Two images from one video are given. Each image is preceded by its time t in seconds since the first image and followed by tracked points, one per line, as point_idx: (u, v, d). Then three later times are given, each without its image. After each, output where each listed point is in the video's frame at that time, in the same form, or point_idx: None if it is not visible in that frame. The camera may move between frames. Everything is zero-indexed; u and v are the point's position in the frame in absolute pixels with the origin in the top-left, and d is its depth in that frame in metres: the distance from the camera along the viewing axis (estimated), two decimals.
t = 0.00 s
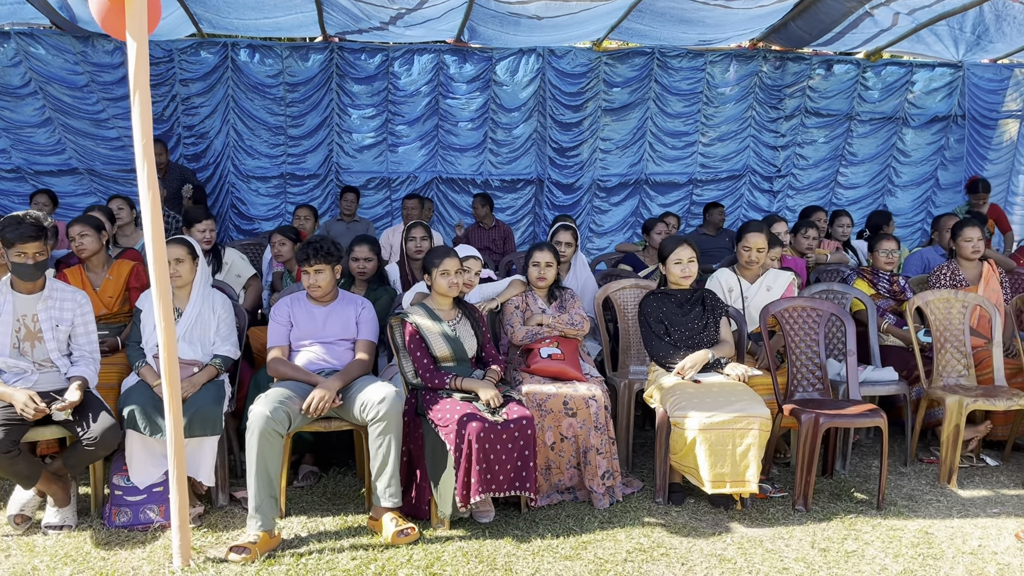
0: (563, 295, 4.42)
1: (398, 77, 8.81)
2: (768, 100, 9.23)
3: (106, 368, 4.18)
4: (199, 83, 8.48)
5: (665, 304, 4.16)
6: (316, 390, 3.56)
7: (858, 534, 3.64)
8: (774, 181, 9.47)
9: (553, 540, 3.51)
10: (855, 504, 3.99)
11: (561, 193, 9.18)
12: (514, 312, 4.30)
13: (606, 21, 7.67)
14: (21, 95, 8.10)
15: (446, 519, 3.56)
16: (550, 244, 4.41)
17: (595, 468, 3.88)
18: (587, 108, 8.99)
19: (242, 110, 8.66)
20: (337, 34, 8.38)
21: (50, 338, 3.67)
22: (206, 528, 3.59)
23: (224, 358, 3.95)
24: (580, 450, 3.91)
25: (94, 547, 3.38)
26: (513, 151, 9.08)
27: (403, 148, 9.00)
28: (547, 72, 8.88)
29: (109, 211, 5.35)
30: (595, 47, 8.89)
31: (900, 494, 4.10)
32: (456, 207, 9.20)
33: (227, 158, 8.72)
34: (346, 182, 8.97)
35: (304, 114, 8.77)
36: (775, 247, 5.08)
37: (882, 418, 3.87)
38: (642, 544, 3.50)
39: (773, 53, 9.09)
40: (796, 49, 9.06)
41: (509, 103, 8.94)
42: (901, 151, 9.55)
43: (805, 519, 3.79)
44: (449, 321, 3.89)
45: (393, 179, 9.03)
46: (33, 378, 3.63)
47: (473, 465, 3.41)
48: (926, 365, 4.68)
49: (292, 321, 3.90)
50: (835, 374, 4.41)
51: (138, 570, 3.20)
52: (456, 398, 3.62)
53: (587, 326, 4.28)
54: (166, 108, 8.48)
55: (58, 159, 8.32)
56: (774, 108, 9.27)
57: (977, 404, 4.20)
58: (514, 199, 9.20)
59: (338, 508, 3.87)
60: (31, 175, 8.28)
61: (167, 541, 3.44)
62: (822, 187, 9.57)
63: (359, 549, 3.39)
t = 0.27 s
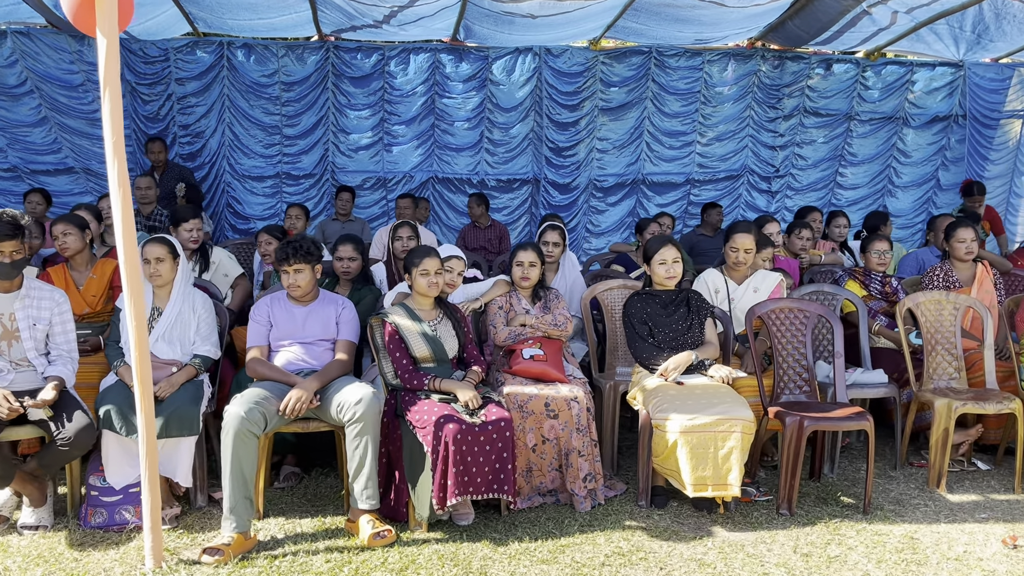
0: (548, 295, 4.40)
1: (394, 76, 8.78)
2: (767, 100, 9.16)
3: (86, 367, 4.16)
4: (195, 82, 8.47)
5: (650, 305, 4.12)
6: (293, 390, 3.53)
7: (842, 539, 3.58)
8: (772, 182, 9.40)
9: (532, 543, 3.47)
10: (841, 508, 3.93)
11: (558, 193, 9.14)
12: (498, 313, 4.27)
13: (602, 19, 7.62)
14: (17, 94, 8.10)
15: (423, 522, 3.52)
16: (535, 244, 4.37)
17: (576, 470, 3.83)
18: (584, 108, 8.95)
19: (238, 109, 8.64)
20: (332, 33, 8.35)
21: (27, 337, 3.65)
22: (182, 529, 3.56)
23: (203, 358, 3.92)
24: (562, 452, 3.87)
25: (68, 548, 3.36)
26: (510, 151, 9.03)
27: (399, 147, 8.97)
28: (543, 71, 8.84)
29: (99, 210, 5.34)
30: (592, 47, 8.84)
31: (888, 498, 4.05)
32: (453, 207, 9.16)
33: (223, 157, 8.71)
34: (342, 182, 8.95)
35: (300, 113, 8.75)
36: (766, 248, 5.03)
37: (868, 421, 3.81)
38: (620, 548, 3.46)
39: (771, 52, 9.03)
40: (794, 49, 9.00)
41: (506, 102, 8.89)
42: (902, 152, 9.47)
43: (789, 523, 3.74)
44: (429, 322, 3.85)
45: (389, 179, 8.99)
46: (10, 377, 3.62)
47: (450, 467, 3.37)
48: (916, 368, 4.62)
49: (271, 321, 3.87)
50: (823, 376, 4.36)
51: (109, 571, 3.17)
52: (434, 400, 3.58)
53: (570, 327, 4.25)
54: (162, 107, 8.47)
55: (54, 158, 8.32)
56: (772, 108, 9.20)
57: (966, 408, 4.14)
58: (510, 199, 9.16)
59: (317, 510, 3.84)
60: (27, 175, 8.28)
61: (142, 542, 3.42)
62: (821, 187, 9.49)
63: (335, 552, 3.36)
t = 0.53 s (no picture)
0: (533, 298, 4.36)
1: (391, 77, 8.76)
2: (766, 101, 9.10)
3: (68, 369, 4.15)
4: (191, 83, 8.47)
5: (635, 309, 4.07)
6: (272, 394, 3.51)
7: (826, 547, 3.53)
8: (771, 183, 9.33)
9: (511, 549, 3.43)
10: (827, 514, 3.88)
11: (555, 194, 9.09)
12: (482, 316, 4.23)
13: (598, 19, 7.58)
14: (14, 95, 8.12)
15: (402, 527, 3.49)
16: (521, 246, 4.34)
17: (559, 475, 3.79)
18: (581, 108, 8.90)
19: (234, 110, 8.63)
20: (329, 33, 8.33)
21: (6, 340, 3.65)
22: (159, 533, 3.54)
23: (184, 360, 3.91)
24: (544, 456, 3.83)
25: (44, 552, 3.34)
26: (507, 152, 8.99)
27: (396, 148, 8.94)
28: (541, 71, 8.80)
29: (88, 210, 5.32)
30: (590, 47, 8.80)
31: (876, 505, 3.99)
32: (450, 208, 9.12)
33: (220, 158, 8.70)
34: (339, 182, 8.92)
35: (297, 114, 8.73)
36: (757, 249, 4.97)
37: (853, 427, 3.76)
38: (600, 555, 3.41)
39: (771, 53, 8.97)
40: (794, 49, 8.93)
41: (503, 103, 8.85)
42: (903, 153, 9.39)
43: (773, 530, 3.69)
44: (411, 325, 3.81)
45: (386, 180, 8.96)
46: None
47: (427, 472, 3.33)
48: (908, 373, 4.56)
49: (251, 324, 3.85)
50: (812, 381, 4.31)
51: None
52: (413, 404, 3.55)
53: (555, 330, 4.21)
54: (159, 108, 8.45)
55: (51, 159, 8.33)
56: (772, 109, 9.13)
57: (956, 413, 4.08)
58: (508, 200, 9.11)
59: (298, 514, 3.81)
60: (25, 175, 8.30)
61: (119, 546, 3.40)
62: (822, 189, 9.42)
63: (312, 557, 3.34)
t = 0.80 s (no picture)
0: (519, 300, 4.34)
1: (389, 78, 8.75)
2: (765, 102, 9.06)
3: (53, 370, 4.16)
4: (190, 84, 8.48)
5: (621, 310, 4.06)
6: (252, 396, 3.50)
7: (809, 551, 3.50)
8: (770, 184, 9.28)
9: (491, 553, 3.41)
10: (813, 519, 3.84)
11: (553, 195, 9.06)
12: (468, 317, 4.22)
13: (594, 20, 7.57)
14: (14, 96, 8.17)
15: (382, 530, 3.48)
16: (507, 248, 4.32)
17: (542, 479, 3.77)
18: (579, 109, 8.88)
19: (232, 111, 8.64)
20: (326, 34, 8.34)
21: None
22: (140, 535, 3.54)
23: (168, 362, 3.91)
24: (527, 459, 3.81)
25: (24, 554, 3.35)
26: (505, 153, 8.98)
27: (394, 150, 8.93)
28: (538, 72, 8.79)
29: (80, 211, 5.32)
30: (587, 48, 8.78)
31: (863, 509, 3.96)
32: (447, 209, 9.11)
33: (218, 159, 8.71)
34: (337, 184, 8.92)
35: (295, 116, 8.74)
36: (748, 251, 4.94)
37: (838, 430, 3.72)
38: (580, 559, 3.39)
39: (769, 53, 8.93)
40: (792, 49, 8.89)
41: (501, 104, 8.84)
42: (904, 154, 9.32)
43: (757, 534, 3.66)
44: (393, 327, 3.80)
45: (384, 181, 8.95)
46: None
47: (406, 474, 3.33)
48: (898, 376, 4.52)
49: (235, 326, 3.85)
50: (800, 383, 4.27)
51: None
52: (394, 406, 3.54)
53: (541, 332, 4.19)
54: (157, 109, 8.48)
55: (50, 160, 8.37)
56: (771, 110, 9.09)
57: (945, 417, 4.04)
58: (505, 201, 9.09)
59: (280, 516, 3.80)
60: (24, 176, 8.34)
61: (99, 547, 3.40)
62: (822, 190, 9.36)
63: (291, 559, 3.33)
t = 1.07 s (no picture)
0: (504, 302, 4.34)
1: (387, 80, 8.75)
2: (764, 103, 9.02)
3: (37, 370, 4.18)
4: (189, 86, 8.49)
5: (604, 312, 4.05)
6: (231, 397, 3.51)
7: (789, 556, 3.47)
8: (769, 186, 9.24)
9: (468, 555, 3.41)
10: (796, 523, 3.81)
11: (551, 197, 9.04)
12: (452, 319, 4.22)
13: (591, 21, 7.56)
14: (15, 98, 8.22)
15: (360, 532, 3.47)
16: (492, 249, 4.32)
17: (523, 481, 3.76)
18: (577, 111, 8.87)
19: (231, 113, 8.63)
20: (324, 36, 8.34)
21: None
22: (120, 535, 3.55)
23: (151, 363, 3.91)
24: (508, 462, 3.80)
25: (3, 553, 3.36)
26: (503, 155, 8.97)
27: (393, 151, 8.92)
28: (536, 74, 8.78)
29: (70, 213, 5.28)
30: (586, 49, 8.76)
31: (847, 513, 3.93)
32: (445, 211, 9.10)
33: (218, 161, 8.70)
34: (335, 185, 8.89)
35: (293, 118, 8.71)
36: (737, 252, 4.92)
37: (820, 434, 3.70)
38: (557, 562, 3.38)
39: (768, 55, 8.89)
40: (792, 51, 8.85)
41: (499, 106, 8.83)
42: (904, 156, 9.26)
43: (738, 538, 3.64)
44: (374, 329, 3.81)
45: (382, 182, 8.93)
46: None
47: (382, 476, 3.33)
48: (886, 379, 4.49)
49: (217, 327, 3.86)
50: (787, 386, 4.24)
51: None
52: (372, 408, 3.54)
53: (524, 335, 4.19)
54: (157, 111, 8.49)
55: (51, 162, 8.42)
56: (770, 111, 9.05)
57: (930, 421, 4.00)
58: (503, 202, 9.08)
59: (261, 517, 3.80)
60: (25, 178, 8.39)
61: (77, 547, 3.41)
62: (822, 192, 9.31)
63: (268, 561, 3.33)
